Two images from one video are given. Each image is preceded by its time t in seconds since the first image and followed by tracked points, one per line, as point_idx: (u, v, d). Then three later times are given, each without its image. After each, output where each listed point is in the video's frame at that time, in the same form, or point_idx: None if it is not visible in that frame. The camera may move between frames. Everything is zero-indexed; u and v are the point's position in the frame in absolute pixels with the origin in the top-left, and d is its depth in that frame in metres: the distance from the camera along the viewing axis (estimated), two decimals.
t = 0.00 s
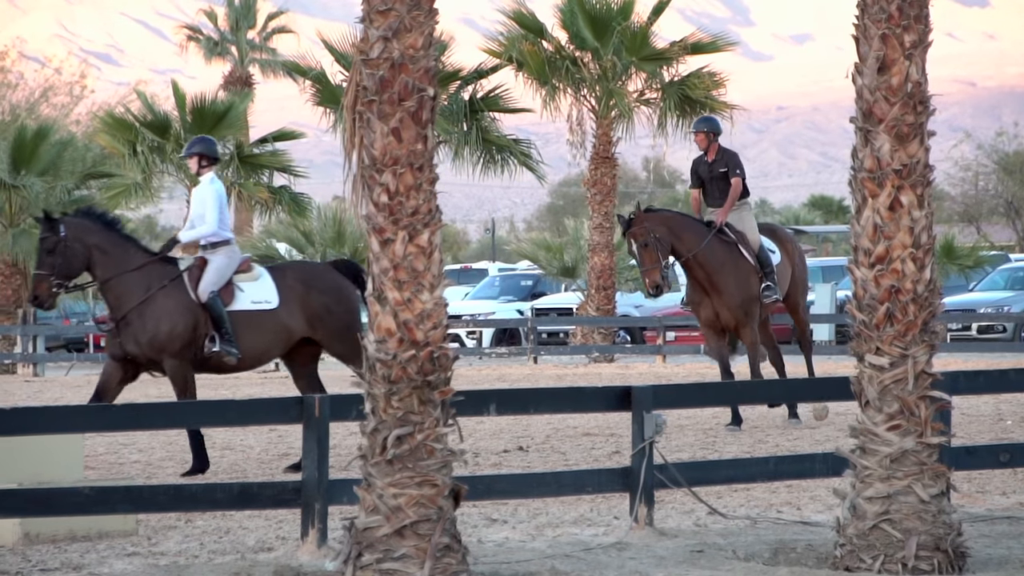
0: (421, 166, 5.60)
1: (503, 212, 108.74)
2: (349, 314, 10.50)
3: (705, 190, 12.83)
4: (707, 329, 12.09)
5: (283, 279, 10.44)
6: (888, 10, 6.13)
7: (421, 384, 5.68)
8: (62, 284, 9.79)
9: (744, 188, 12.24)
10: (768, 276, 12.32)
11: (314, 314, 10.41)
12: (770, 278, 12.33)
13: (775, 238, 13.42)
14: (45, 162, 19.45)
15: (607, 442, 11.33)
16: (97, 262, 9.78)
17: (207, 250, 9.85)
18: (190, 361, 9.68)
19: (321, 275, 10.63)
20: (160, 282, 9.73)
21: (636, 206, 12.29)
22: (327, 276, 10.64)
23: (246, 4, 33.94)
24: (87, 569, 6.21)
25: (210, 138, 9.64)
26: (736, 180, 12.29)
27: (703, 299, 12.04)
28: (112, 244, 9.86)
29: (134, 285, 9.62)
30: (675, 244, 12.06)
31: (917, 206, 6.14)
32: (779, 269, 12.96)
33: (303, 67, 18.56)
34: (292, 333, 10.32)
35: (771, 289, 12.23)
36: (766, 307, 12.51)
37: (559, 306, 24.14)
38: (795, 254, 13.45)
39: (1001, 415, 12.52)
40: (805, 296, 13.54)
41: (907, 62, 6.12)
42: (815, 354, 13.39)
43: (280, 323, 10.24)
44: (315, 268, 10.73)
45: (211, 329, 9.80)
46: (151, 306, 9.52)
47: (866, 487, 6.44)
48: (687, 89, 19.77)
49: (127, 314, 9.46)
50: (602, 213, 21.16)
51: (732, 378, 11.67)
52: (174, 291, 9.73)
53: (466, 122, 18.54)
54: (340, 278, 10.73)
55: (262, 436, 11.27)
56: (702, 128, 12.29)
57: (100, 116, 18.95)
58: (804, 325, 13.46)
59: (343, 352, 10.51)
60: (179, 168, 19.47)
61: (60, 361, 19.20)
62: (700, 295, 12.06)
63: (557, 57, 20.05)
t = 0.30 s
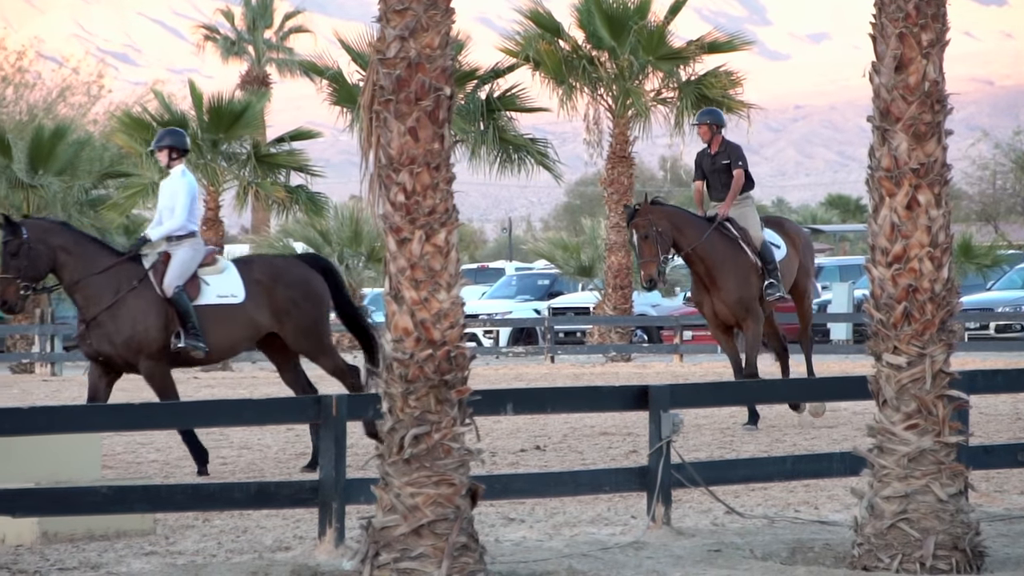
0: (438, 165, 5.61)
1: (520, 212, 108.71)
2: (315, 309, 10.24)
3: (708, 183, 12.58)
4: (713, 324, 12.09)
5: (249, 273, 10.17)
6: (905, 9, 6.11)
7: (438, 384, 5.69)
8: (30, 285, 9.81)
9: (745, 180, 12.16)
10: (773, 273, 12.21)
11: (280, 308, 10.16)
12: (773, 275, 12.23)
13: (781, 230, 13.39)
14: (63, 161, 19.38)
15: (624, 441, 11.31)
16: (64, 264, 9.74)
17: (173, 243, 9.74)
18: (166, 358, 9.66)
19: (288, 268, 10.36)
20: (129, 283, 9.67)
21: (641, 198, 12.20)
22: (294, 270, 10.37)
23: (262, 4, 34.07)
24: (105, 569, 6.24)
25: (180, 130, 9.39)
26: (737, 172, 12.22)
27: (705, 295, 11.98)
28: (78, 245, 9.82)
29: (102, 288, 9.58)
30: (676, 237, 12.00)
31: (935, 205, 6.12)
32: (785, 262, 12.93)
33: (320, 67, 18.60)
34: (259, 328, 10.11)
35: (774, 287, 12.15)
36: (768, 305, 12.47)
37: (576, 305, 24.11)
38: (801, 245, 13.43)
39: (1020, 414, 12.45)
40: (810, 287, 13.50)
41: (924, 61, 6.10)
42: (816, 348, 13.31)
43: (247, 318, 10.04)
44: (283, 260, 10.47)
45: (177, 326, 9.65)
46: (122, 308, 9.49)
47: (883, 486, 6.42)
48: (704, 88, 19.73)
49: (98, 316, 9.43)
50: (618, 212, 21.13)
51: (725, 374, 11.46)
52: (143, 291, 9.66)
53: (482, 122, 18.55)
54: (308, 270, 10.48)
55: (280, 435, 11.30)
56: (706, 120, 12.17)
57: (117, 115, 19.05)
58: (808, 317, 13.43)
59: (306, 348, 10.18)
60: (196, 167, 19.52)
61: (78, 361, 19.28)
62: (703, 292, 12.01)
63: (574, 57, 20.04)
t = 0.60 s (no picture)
0: (455, 166, 5.63)
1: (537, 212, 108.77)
2: (279, 299, 10.01)
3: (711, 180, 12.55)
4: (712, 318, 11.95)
5: (215, 260, 9.86)
6: (923, 9, 6.08)
7: (455, 384, 5.70)
8: None
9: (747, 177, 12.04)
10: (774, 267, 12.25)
11: (243, 295, 9.87)
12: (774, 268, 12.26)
13: (788, 227, 13.33)
14: (80, 163, 19.38)
15: (641, 442, 11.30)
16: (31, 258, 9.18)
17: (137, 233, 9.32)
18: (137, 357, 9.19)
19: (256, 255, 10.11)
20: (98, 279, 9.15)
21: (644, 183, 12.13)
22: (261, 257, 10.12)
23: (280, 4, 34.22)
24: (123, 569, 6.27)
25: (147, 119, 9.27)
26: (740, 168, 12.12)
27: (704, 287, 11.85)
28: (43, 238, 9.25)
29: (70, 282, 9.07)
30: (675, 226, 11.91)
31: (953, 205, 6.09)
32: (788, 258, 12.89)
33: (337, 68, 18.65)
34: (224, 317, 9.79)
35: (774, 283, 12.26)
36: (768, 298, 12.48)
37: (593, 306, 24.11)
38: (807, 241, 13.35)
39: None
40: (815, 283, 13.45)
41: (942, 61, 6.07)
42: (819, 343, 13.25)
43: (214, 308, 9.72)
44: (251, 246, 10.20)
45: (144, 318, 9.21)
46: (92, 306, 9.00)
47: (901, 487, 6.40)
48: (721, 89, 19.69)
49: (68, 314, 8.95)
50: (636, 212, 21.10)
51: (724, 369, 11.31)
52: (112, 288, 9.16)
53: (500, 122, 18.56)
54: (275, 258, 10.24)
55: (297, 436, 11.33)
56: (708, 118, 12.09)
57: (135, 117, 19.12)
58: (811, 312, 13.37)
59: (265, 337, 9.92)
60: (213, 168, 19.68)
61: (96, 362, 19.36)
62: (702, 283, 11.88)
63: (591, 57, 20.03)
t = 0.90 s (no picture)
0: (474, 165, 5.64)
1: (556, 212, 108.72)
2: (249, 293, 10.37)
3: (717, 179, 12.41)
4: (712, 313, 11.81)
5: (189, 250, 10.23)
6: (942, 9, 6.06)
7: (475, 384, 5.71)
8: None
9: (753, 175, 11.88)
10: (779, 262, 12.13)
11: (213, 285, 10.22)
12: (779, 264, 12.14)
13: (797, 228, 13.24)
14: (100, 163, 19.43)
15: (661, 442, 11.28)
16: (7, 246, 9.53)
17: (105, 223, 9.56)
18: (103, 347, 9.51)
19: (232, 249, 10.50)
20: (68, 268, 9.50)
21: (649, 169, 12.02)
22: (237, 251, 10.50)
23: (299, 4, 34.36)
24: (143, 569, 6.31)
25: (115, 108, 9.29)
26: (745, 167, 11.96)
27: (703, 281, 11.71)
28: (22, 227, 9.59)
29: (41, 272, 9.42)
30: (676, 216, 11.80)
31: (973, 204, 6.07)
32: (795, 256, 12.78)
33: (356, 68, 18.69)
34: (192, 306, 10.11)
35: (779, 278, 12.12)
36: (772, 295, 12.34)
37: (612, 305, 24.09)
38: (817, 243, 13.22)
39: None
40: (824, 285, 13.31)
41: (962, 60, 6.04)
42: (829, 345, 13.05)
43: (183, 296, 10.03)
44: (229, 240, 10.59)
45: (112, 309, 9.52)
46: (59, 296, 9.36)
47: (921, 487, 6.37)
48: (741, 88, 19.62)
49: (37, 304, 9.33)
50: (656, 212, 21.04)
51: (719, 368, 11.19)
52: (81, 278, 9.50)
53: (519, 122, 18.56)
54: (250, 255, 10.64)
55: (316, 435, 11.37)
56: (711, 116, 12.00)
57: (155, 117, 19.13)
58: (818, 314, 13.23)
59: (229, 327, 10.25)
60: (233, 168, 19.75)
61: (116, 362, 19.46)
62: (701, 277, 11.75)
63: (610, 56, 20.01)
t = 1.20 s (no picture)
0: (496, 165, 5.65)
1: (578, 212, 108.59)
2: (222, 294, 10.41)
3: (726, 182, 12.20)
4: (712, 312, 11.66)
5: (166, 249, 10.29)
6: (965, 8, 6.03)
7: (496, 384, 5.72)
8: None
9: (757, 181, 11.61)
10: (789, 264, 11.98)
11: (188, 283, 10.26)
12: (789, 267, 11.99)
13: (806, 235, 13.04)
14: (123, 162, 19.59)
15: (682, 442, 11.26)
16: None
17: (82, 216, 9.64)
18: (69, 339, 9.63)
19: (208, 249, 10.51)
20: (39, 259, 9.62)
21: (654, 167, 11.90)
22: (213, 252, 10.52)
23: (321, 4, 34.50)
24: (166, 569, 6.35)
25: (84, 101, 9.29)
26: (752, 171, 11.67)
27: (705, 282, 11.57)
28: None
29: (11, 261, 9.55)
30: (679, 215, 11.70)
31: (996, 204, 6.03)
32: (804, 261, 12.57)
33: (378, 68, 18.74)
34: (166, 304, 10.18)
35: (790, 279, 12.02)
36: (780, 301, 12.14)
37: (634, 305, 24.08)
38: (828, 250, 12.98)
39: None
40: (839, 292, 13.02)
41: (985, 59, 6.01)
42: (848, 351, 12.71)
43: (157, 294, 10.11)
44: (206, 240, 10.59)
45: (82, 303, 9.67)
46: (27, 286, 9.48)
47: (943, 487, 6.34)
48: (763, 88, 19.57)
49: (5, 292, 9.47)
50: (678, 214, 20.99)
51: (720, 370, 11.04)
52: (51, 269, 9.61)
53: (541, 122, 18.57)
54: (226, 257, 10.64)
55: (338, 435, 11.40)
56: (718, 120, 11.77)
57: (177, 117, 19.25)
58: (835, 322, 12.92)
59: (200, 325, 10.27)
60: (255, 168, 19.90)
61: (139, 362, 19.57)
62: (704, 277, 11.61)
63: (632, 56, 19.99)
